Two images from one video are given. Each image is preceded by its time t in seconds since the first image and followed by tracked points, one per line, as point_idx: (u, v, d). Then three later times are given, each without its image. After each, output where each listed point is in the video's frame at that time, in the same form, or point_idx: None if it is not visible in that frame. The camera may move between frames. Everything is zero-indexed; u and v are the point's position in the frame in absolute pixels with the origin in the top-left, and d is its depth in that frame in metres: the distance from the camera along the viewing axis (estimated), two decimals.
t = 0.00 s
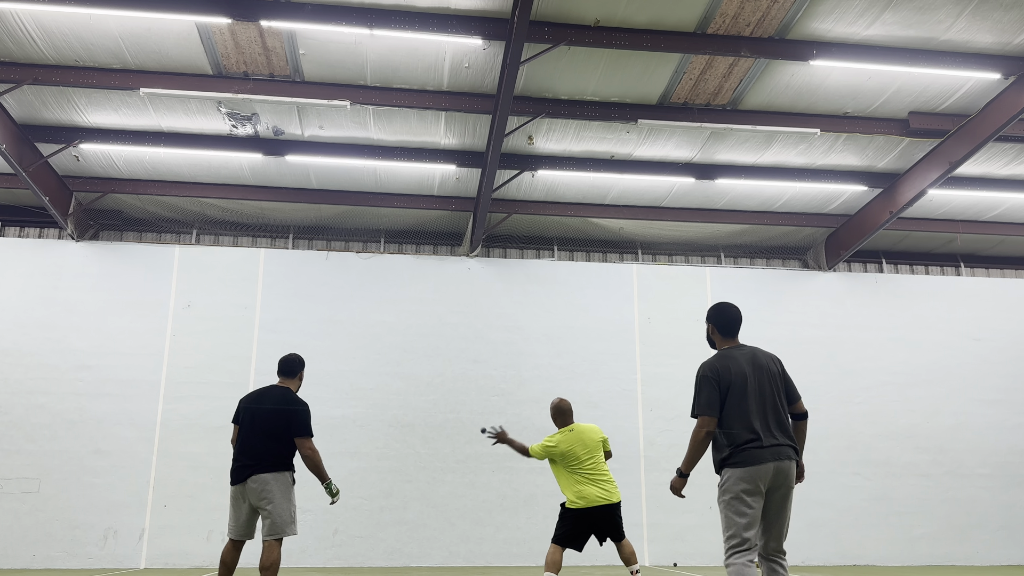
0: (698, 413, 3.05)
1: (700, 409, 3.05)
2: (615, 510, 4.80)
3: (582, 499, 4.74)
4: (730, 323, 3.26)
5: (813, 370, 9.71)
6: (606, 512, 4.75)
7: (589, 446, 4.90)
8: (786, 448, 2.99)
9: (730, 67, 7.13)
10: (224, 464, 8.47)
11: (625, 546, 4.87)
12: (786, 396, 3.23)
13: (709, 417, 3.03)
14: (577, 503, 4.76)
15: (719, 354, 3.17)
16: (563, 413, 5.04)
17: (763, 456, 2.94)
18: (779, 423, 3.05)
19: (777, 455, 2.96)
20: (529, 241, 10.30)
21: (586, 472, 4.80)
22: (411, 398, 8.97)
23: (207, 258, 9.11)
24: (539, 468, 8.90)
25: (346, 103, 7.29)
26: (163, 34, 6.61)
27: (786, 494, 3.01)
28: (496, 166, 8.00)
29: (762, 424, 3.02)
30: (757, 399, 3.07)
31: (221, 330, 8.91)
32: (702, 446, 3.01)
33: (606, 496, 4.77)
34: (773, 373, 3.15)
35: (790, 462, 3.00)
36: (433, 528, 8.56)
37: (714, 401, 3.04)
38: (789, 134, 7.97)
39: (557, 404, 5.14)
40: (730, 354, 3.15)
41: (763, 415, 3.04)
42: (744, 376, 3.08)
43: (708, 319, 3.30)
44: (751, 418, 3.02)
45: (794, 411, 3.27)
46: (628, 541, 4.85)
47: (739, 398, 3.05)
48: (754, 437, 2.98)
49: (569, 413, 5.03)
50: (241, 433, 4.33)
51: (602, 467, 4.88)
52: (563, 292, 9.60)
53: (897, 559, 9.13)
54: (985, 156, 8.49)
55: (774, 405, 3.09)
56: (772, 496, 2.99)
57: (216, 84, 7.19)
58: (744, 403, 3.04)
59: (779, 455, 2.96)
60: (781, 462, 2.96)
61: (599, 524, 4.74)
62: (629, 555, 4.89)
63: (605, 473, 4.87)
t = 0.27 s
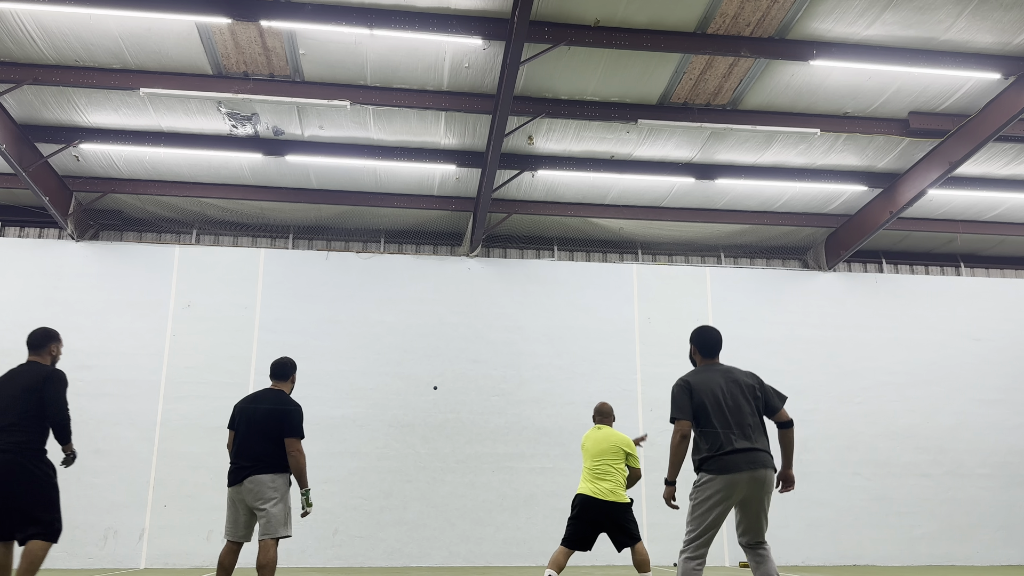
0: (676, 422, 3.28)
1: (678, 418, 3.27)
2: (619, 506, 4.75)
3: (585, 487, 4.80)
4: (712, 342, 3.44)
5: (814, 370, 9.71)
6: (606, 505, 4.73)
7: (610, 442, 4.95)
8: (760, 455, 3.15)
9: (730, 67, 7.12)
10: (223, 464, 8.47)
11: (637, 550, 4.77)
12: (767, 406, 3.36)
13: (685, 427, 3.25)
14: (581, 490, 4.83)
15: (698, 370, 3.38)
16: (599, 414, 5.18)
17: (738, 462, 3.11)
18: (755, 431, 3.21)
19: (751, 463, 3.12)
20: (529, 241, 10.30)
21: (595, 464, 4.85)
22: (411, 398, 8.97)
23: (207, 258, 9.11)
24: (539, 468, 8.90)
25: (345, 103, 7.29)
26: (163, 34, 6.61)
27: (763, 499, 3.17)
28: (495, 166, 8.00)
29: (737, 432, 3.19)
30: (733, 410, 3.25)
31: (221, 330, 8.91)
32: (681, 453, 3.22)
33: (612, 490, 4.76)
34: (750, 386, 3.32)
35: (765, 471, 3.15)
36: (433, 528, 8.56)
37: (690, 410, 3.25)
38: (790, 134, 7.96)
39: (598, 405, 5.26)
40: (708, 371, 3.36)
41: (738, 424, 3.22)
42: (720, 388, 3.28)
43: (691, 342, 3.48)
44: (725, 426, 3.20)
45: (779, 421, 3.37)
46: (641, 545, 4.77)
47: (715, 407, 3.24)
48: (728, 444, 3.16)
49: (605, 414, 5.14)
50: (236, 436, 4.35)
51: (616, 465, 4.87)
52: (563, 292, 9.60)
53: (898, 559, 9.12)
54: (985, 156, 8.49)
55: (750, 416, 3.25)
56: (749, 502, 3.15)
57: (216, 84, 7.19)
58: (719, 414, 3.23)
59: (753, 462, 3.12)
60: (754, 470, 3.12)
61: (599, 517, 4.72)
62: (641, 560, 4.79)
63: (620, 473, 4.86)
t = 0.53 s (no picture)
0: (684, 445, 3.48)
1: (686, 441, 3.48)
2: (634, 502, 4.77)
3: (603, 477, 4.81)
4: (711, 379, 3.74)
5: (814, 370, 9.71)
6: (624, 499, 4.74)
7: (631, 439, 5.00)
8: (762, 478, 3.44)
9: (730, 67, 7.13)
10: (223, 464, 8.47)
11: (643, 549, 4.76)
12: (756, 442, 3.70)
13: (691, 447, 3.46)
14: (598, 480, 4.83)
15: (700, 398, 3.62)
16: (619, 410, 5.21)
17: (745, 484, 3.37)
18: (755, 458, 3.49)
19: (756, 485, 3.39)
20: (529, 241, 10.30)
21: (615, 456, 4.87)
22: (411, 398, 8.97)
23: (207, 258, 9.11)
24: (539, 468, 8.90)
25: (345, 103, 7.29)
26: (163, 34, 6.61)
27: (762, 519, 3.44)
28: (496, 166, 8.00)
29: (741, 457, 3.46)
30: (735, 434, 3.51)
31: (221, 330, 8.91)
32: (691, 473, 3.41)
33: (630, 485, 4.78)
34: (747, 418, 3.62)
35: (768, 492, 3.45)
36: (433, 528, 8.56)
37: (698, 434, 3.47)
38: (790, 134, 7.97)
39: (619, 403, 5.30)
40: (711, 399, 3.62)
41: (742, 449, 3.49)
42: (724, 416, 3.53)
43: (692, 378, 3.76)
44: (731, 451, 3.46)
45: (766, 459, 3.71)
46: (646, 544, 4.75)
47: (720, 433, 3.49)
48: (735, 467, 3.41)
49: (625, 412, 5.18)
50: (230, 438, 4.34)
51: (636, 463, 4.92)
52: (563, 292, 9.60)
53: (897, 559, 9.13)
54: (985, 156, 8.50)
55: (749, 444, 3.54)
56: (750, 522, 3.41)
57: (216, 84, 7.18)
58: (724, 439, 3.48)
59: (757, 484, 3.39)
60: (759, 491, 3.40)
61: (615, 509, 4.73)
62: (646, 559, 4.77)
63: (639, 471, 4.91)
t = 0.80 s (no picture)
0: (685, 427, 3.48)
1: (686, 423, 3.48)
2: (631, 502, 4.78)
3: (608, 479, 4.78)
4: (692, 355, 3.80)
5: (814, 370, 9.71)
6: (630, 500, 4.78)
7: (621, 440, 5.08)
8: (757, 458, 3.52)
9: (730, 67, 7.13)
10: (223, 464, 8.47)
11: (642, 550, 4.77)
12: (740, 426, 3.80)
13: (693, 428, 3.47)
14: (603, 481, 4.79)
15: (691, 379, 3.67)
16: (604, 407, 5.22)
17: (745, 463, 3.43)
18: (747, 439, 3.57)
19: (753, 464, 3.45)
20: (529, 241, 10.30)
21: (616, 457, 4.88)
22: (411, 398, 8.97)
23: (207, 258, 9.11)
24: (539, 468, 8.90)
25: (345, 103, 7.29)
26: (163, 34, 6.61)
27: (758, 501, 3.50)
28: (496, 166, 8.00)
29: (737, 437, 3.52)
30: (729, 416, 3.59)
31: (221, 330, 8.91)
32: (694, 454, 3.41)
33: (631, 487, 4.82)
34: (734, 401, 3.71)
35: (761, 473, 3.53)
36: (433, 528, 8.56)
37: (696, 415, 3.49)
38: (790, 134, 7.96)
39: (602, 397, 5.33)
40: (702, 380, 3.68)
41: (737, 430, 3.55)
42: (717, 399, 3.60)
43: (676, 352, 3.80)
44: (729, 432, 3.52)
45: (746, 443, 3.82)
46: (646, 546, 4.77)
47: (715, 415, 3.55)
48: (733, 447, 3.46)
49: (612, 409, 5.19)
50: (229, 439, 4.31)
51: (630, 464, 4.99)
52: (563, 292, 9.60)
53: (897, 559, 9.13)
54: (985, 156, 8.50)
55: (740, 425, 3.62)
56: (747, 503, 3.46)
57: (216, 84, 7.18)
58: (720, 421, 3.54)
59: (753, 464, 3.46)
60: (757, 471, 3.47)
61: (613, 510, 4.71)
62: (643, 561, 4.78)
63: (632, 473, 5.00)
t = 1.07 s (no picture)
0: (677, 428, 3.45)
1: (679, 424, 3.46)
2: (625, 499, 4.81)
3: (604, 479, 4.78)
4: (666, 350, 3.80)
5: (814, 370, 9.71)
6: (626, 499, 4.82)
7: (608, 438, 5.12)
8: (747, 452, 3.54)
9: (730, 67, 7.12)
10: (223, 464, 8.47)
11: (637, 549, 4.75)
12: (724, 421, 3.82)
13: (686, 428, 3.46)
14: (598, 480, 4.78)
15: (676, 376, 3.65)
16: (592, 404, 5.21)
17: (736, 458, 3.44)
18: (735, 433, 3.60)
19: (744, 458, 3.49)
20: (529, 241, 10.30)
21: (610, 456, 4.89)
22: (411, 398, 8.97)
23: (207, 259, 9.11)
24: (539, 468, 8.90)
25: (346, 103, 7.29)
26: (163, 34, 6.61)
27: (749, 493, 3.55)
28: (495, 166, 8.00)
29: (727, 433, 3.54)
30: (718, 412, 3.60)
31: (221, 330, 8.91)
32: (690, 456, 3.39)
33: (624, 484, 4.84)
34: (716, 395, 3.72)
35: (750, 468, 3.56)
36: (433, 528, 8.56)
37: (689, 415, 3.48)
38: (790, 134, 7.96)
39: (584, 394, 5.31)
40: (687, 376, 3.66)
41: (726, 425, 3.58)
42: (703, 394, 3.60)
43: (655, 347, 3.75)
44: (719, 429, 3.53)
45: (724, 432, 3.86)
46: (640, 544, 4.75)
47: (706, 412, 3.55)
48: (726, 443, 3.48)
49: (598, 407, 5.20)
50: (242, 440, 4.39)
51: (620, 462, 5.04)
52: (563, 292, 9.60)
53: (897, 559, 9.12)
54: (985, 156, 8.49)
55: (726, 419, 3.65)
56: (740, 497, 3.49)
57: (216, 84, 7.18)
58: (711, 417, 3.54)
59: (744, 458, 3.49)
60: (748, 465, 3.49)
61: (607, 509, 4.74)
62: (638, 559, 4.76)
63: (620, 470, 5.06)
